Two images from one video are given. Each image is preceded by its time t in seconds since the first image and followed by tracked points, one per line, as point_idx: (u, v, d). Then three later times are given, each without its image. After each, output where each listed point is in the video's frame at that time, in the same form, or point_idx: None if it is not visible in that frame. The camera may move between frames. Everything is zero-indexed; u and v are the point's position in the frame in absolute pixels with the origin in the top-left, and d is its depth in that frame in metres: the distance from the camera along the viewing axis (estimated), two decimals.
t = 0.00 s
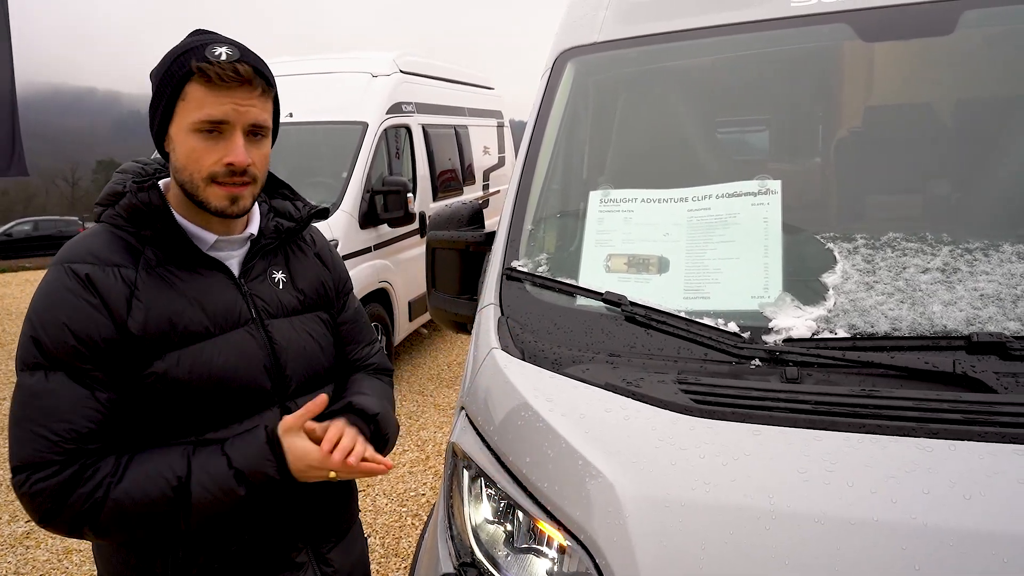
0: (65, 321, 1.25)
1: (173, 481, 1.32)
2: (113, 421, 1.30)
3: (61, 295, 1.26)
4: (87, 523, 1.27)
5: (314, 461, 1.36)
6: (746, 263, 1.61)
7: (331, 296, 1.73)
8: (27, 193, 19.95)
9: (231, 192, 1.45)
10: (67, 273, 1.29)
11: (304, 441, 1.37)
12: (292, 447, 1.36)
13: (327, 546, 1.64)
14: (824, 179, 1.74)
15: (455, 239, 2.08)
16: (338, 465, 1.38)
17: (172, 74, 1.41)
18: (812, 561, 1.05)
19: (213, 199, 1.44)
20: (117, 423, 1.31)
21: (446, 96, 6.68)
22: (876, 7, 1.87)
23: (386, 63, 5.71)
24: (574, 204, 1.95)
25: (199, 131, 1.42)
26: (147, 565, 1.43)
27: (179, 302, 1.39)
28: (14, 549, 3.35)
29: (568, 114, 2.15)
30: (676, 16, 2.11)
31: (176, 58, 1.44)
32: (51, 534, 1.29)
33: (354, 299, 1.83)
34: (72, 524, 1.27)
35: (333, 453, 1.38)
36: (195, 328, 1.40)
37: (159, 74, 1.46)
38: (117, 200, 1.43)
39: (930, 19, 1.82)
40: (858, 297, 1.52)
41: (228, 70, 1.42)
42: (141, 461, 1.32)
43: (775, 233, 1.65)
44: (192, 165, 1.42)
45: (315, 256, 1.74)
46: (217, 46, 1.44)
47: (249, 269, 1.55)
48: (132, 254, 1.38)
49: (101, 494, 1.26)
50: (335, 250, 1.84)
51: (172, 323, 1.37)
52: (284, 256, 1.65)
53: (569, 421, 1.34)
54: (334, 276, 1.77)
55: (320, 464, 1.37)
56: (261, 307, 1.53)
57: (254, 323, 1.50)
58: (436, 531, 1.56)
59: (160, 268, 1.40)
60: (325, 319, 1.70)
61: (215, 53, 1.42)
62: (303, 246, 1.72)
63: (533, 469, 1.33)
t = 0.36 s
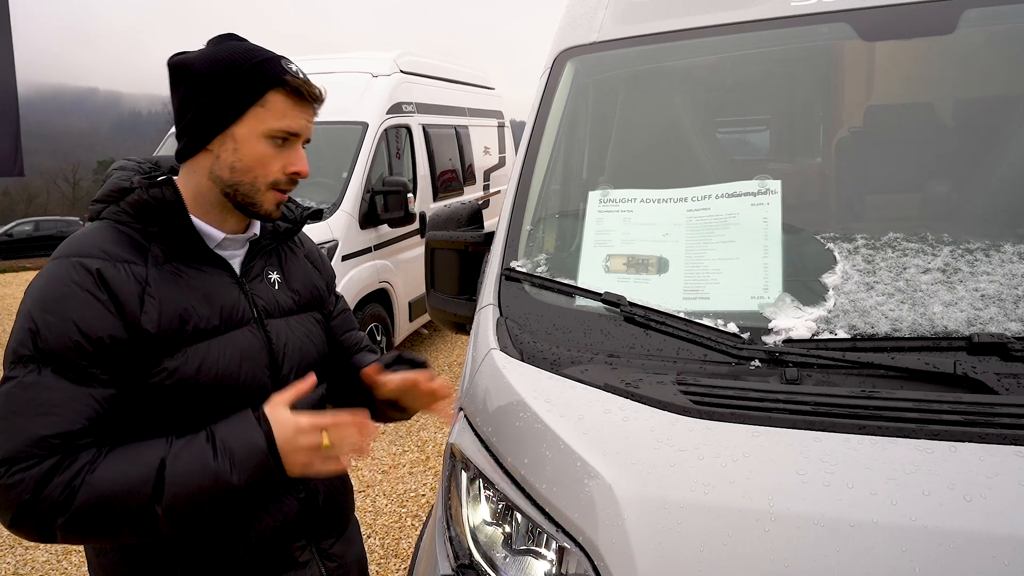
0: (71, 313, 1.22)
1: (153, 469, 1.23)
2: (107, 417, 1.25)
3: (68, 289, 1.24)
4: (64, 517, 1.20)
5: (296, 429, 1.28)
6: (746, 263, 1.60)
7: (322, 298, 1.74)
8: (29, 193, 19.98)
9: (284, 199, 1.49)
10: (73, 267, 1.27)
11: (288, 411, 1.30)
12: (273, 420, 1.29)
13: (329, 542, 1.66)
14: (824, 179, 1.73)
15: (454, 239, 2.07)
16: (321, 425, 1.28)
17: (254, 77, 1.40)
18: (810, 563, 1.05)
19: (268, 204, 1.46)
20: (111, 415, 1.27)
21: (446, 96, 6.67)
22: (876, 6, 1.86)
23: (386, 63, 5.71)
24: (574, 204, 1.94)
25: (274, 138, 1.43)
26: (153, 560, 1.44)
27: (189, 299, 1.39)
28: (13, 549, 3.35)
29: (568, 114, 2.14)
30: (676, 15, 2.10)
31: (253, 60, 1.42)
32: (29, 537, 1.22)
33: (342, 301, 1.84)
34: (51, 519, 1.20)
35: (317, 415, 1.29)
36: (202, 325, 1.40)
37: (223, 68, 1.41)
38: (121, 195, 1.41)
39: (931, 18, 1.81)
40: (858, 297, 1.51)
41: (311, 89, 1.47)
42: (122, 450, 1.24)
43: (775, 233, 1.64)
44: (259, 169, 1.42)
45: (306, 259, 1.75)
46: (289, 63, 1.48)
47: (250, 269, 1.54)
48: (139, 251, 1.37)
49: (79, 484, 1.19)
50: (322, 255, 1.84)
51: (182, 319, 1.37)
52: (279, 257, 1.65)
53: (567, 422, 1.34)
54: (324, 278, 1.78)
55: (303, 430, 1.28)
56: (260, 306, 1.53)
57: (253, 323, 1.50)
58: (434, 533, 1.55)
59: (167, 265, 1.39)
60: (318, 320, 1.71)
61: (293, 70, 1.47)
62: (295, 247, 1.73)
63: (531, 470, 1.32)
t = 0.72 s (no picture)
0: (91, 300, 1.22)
1: (120, 435, 1.16)
2: (106, 397, 1.21)
3: (93, 279, 1.24)
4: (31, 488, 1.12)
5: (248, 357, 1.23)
6: (750, 263, 1.60)
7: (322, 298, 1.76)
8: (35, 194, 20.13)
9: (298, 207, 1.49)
10: (99, 259, 1.28)
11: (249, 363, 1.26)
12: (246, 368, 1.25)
13: (341, 535, 1.65)
14: (829, 179, 1.73)
15: (458, 239, 2.08)
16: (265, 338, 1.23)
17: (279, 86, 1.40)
18: (815, 564, 1.04)
19: (283, 211, 1.46)
20: (115, 396, 1.23)
21: (450, 96, 6.68)
22: (881, 6, 1.86)
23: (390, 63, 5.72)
24: (577, 205, 1.94)
25: (293, 146, 1.43)
26: (159, 564, 1.42)
27: (214, 296, 1.41)
28: (18, 549, 3.37)
29: (571, 114, 2.15)
30: (680, 16, 2.10)
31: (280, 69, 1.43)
32: None
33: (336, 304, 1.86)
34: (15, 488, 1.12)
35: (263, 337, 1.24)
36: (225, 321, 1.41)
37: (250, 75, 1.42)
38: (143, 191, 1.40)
39: (936, 18, 1.80)
40: (863, 298, 1.51)
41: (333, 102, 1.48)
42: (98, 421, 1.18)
43: (779, 234, 1.64)
44: (276, 176, 1.42)
45: (305, 261, 1.76)
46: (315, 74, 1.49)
47: (260, 267, 1.55)
48: (161, 246, 1.38)
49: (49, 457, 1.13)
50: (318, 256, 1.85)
51: (206, 315, 1.38)
52: (283, 257, 1.66)
53: (570, 423, 1.34)
54: (323, 281, 1.80)
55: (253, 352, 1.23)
56: (274, 304, 1.54)
57: (268, 320, 1.51)
58: (438, 534, 1.55)
59: (190, 260, 1.41)
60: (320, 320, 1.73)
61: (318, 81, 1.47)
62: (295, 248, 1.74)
63: (535, 471, 1.32)
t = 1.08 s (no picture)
0: (66, 323, 1.23)
1: (123, 487, 1.24)
2: (88, 424, 1.25)
3: (62, 299, 1.24)
4: (44, 528, 1.23)
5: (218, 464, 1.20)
6: (747, 262, 1.60)
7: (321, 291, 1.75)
8: (33, 194, 20.12)
9: (260, 188, 1.44)
10: (68, 275, 1.26)
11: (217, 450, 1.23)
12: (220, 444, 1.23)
13: (340, 532, 1.65)
14: (826, 178, 1.73)
15: (456, 238, 2.07)
16: (240, 451, 1.19)
17: (220, 67, 1.38)
18: (812, 563, 1.04)
19: (243, 194, 1.43)
20: (99, 426, 1.27)
21: (449, 96, 6.68)
22: (879, 4, 1.86)
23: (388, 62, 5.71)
24: (575, 203, 1.94)
25: (242, 126, 1.40)
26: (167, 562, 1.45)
27: (191, 299, 1.39)
28: (15, 549, 3.36)
29: (569, 113, 2.14)
30: (679, 14, 2.09)
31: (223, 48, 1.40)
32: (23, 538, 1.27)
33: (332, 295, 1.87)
34: (32, 528, 1.23)
35: (232, 444, 1.20)
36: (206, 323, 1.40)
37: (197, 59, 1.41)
38: (117, 195, 1.38)
39: (935, 16, 1.80)
40: (861, 297, 1.50)
41: (282, 75, 1.43)
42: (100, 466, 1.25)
43: (777, 233, 1.63)
44: (227, 159, 1.39)
45: (305, 252, 1.75)
46: (263, 49, 1.44)
47: (251, 263, 1.55)
48: (138, 253, 1.36)
49: (56, 496, 1.22)
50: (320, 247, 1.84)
51: (185, 319, 1.37)
52: (279, 250, 1.66)
53: (567, 422, 1.33)
54: (323, 271, 1.79)
55: (224, 464, 1.19)
56: (265, 301, 1.54)
57: (258, 317, 1.51)
58: (435, 532, 1.55)
59: (168, 264, 1.39)
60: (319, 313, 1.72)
61: (264, 55, 1.43)
62: (294, 240, 1.73)
63: (533, 470, 1.32)
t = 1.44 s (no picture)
0: (41, 307, 1.27)
1: (98, 474, 1.29)
2: (59, 408, 1.29)
3: (43, 287, 1.28)
4: (20, 502, 1.28)
5: (209, 450, 1.28)
6: (750, 262, 1.60)
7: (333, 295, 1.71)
8: (35, 193, 20.17)
9: (227, 176, 1.44)
10: (52, 263, 1.31)
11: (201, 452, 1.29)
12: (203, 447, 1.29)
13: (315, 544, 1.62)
14: (828, 178, 1.72)
15: (458, 237, 2.07)
16: (233, 446, 1.27)
17: (178, 61, 1.43)
18: (814, 562, 1.04)
19: (210, 185, 1.44)
20: (72, 410, 1.31)
21: (451, 95, 6.68)
22: (883, 3, 1.85)
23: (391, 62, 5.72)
24: (578, 203, 1.93)
25: (199, 116, 1.42)
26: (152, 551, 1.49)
27: (167, 295, 1.38)
28: (19, 547, 3.37)
29: (572, 112, 2.14)
30: (683, 13, 2.09)
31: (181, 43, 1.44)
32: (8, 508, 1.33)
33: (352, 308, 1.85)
34: (12, 501, 1.29)
35: (229, 436, 1.28)
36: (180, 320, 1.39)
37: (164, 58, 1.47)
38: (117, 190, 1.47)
39: (940, 16, 1.80)
40: (864, 296, 1.50)
41: (231, 56, 1.41)
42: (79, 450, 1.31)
43: (780, 233, 1.63)
44: (190, 152, 1.43)
45: (321, 253, 1.72)
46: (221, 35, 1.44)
47: (249, 261, 1.54)
48: (126, 246, 1.38)
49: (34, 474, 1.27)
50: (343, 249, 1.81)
51: (158, 314, 1.36)
52: (290, 249, 1.64)
53: (570, 421, 1.33)
54: (339, 274, 1.75)
55: (216, 453, 1.27)
56: (257, 300, 1.52)
57: (247, 316, 1.49)
58: (437, 530, 1.55)
59: (154, 259, 1.39)
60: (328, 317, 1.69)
61: (218, 40, 1.42)
62: (310, 240, 1.71)
63: (535, 470, 1.32)
